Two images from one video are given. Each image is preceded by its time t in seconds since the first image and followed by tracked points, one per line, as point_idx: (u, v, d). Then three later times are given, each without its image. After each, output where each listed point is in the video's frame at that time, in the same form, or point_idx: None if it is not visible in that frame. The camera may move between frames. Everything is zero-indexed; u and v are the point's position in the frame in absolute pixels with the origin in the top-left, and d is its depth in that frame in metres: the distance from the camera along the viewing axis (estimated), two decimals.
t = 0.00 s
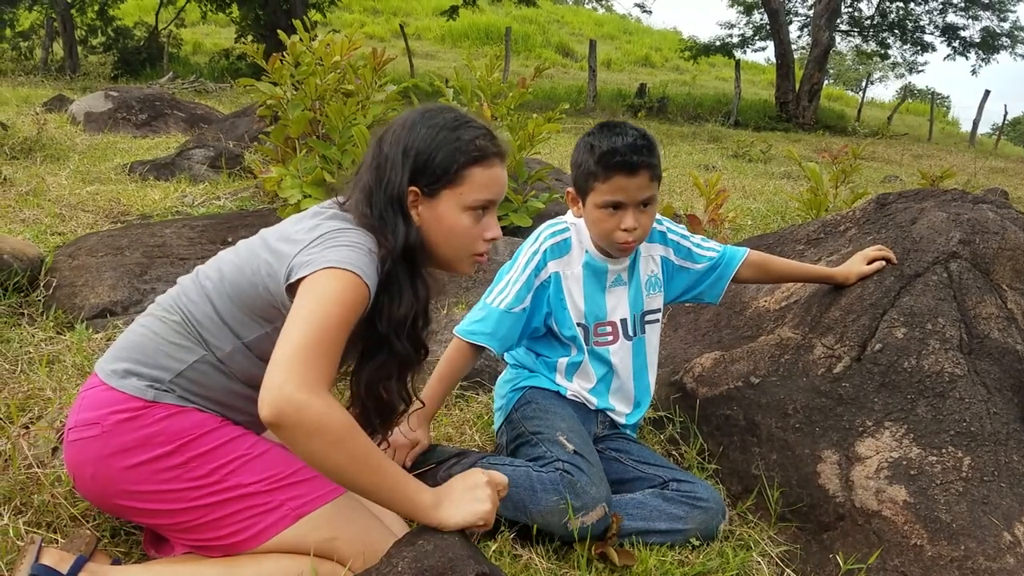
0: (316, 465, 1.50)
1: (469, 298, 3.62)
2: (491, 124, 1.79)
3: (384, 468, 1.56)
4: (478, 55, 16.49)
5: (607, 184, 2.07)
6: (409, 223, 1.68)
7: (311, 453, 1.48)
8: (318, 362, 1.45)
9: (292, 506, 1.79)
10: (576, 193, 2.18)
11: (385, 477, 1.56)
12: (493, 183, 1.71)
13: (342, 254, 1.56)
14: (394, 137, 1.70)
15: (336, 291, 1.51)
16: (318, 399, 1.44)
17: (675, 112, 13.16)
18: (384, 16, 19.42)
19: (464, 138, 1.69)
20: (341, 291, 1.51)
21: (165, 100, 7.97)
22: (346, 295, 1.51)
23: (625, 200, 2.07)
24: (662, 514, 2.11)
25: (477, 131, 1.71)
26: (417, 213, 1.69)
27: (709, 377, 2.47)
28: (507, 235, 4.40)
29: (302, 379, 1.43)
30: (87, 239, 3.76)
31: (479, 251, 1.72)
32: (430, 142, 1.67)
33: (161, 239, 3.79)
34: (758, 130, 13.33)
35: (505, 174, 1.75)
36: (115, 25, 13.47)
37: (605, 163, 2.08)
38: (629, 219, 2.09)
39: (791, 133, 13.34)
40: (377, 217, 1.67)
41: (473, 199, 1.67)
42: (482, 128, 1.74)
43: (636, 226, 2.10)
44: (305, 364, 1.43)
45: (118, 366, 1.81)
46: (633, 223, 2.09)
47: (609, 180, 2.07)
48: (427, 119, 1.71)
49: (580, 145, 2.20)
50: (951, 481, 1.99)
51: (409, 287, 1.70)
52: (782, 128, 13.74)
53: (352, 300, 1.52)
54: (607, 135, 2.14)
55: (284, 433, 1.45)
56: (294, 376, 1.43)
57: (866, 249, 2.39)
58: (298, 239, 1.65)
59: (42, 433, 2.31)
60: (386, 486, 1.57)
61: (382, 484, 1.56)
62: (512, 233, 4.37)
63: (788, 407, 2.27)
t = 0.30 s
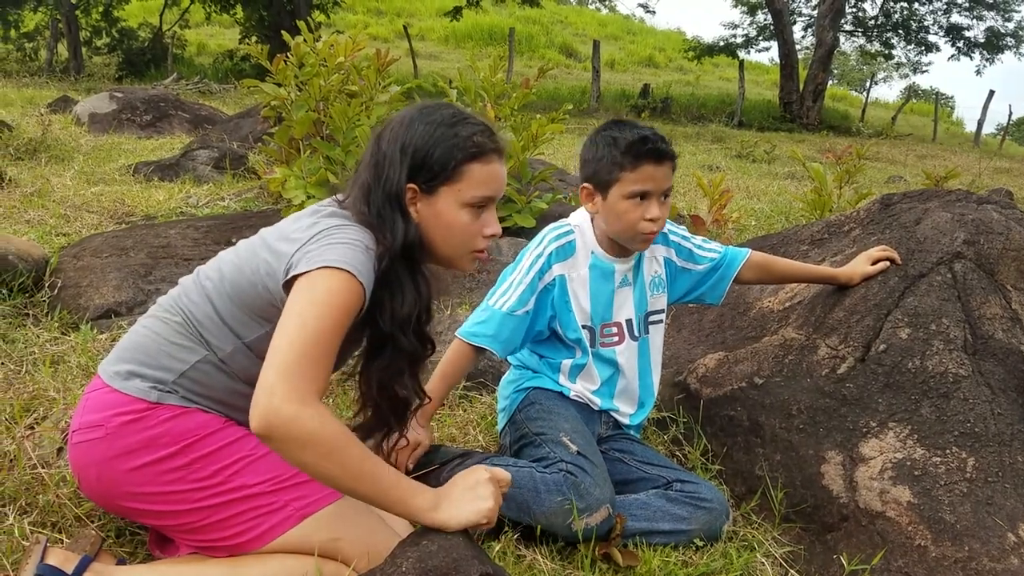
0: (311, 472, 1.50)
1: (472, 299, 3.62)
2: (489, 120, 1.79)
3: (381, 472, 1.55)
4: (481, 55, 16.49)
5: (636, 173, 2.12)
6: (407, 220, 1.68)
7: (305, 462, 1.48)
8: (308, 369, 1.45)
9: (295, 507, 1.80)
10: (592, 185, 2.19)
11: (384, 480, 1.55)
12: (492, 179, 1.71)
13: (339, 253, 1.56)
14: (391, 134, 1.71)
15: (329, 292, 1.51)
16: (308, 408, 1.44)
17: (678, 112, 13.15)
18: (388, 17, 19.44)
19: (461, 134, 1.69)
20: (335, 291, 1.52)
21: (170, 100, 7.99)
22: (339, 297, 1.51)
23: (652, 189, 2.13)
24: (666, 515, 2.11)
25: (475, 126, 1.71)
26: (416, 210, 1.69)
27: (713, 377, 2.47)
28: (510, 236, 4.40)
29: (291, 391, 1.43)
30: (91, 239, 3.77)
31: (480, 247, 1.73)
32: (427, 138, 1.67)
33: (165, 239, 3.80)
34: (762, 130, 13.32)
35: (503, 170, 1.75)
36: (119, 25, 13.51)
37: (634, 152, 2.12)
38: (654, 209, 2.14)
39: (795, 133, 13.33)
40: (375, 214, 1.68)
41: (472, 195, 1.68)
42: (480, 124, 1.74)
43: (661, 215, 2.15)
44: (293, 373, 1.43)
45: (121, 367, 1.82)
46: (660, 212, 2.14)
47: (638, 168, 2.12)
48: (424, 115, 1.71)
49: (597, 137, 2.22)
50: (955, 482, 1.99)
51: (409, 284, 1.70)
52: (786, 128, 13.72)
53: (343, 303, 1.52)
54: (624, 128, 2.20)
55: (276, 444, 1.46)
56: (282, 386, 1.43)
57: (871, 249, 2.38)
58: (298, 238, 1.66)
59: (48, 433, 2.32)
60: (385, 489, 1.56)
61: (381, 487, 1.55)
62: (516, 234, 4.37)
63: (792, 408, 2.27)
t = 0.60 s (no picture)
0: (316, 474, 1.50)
1: (475, 300, 3.62)
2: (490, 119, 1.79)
3: (386, 473, 1.55)
4: (485, 57, 16.49)
5: (653, 166, 2.17)
6: (407, 219, 1.69)
7: (310, 463, 1.48)
8: (313, 371, 1.45)
9: (299, 508, 1.80)
10: (605, 177, 2.23)
11: (389, 481, 1.55)
12: (492, 178, 1.71)
13: (339, 254, 1.56)
14: (391, 133, 1.71)
15: (331, 293, 1.51)
16: (313, 409, 1.44)
17: (682, 113, 13.14)
18: (391, 19, 19.46)
19: (461, 132, 1.68)
20: (337, 292, 1.52)
21: (173, 102, 8.01)
22: (342, 298, 1.52)
23: (667, 183, 2.19)
24: (670, 516, 2.11)
25: (475, 124, 1.71)
26: (416, 209, 1.69)
27: (717, 379, 2.47)
28: (513, 237, 4.40)
29: (296, 393, 1.43)
30: (96, 241, 3.78)
31: (480, 246, 1.73)
32: (427, 137, 1.67)
33: (169, 240, 3.81)
34: (766, 131, 13.30)
35: (503, 168, 1.75)
36: (123, 27, 13.55)
37: (651, 146, 2.19)
38: (667, 203, 2.19)
39: (799, 134, 13.32)
40: (375, 213, 1.68)
41: (472, 194, 1.68)
42: (479, 121, 1.73)
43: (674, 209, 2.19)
44: (298, 374, 1.44)
45: (124, 369, 1.82)
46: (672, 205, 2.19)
47: (654, 162, 2.18)
48: (424, 113, 1.71)
49: (610, 134, 2.28)
50: (959, 484, 1.99)
51: (409, 282, 1.70)
52: (790, 129, 13.71)
53: (346, 304, 1.52)
54: (635, 126, 2.26)
55: (281, 446, 1.46)
56: (288, 387, 1.43)
57: (874, 250, 2.38)
58: (300, 239, 1.66)
59: (52, 434, 2.32)
60: (390, 490, 1.56)
61: (386, 488, 1.55)
62: (519, 235, 4.37)
63: (796, 409, 2.26)
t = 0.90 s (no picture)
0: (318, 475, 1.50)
1: (479, 301, 3.62)
2: (491, 120, 1.80)
3: (388, 474, 1.55)
4: (488, 58, 16.51)
5: (655, 165, 2.18)
6: (412, 221, 1.68)
7: (312, 465, 1.48)
8: (314, 372, 1.45)
9: (303, 508, 1.80)
10: (608, 178, 2.23)
11: (392, 482, 1.56)
12: (495, 178, 1.72)
13: (342, 255, 1.57)
14: (394, 135, 1.71)
15: (334, 296, 1.52)
16: (315, 411, 1.44)
17: (685, 114, 13.14)
18: (394, 20, 19.48)
19: (464, 133, 1.69)
20: (341, 295, 1.52)
21: (177, 103, 8.03)
22: (345, 300, 1.52)
23: (670, 182, 2.19)
24: (673, 516, 2.11)
25: (477, 125, 1.72)
26: (420, 211, 1.70)
27: (720, 380, 2.47)
28: (516, 238, 4.40)
29: (297, 394, 1.43)
30: (100, 241, 3.79)
31: (484, 246, 1.73)
32: (431, 138, 1.68)
33: (173, 241, 3.82)
34: (769, 132, 13.30)
35: (506, 169, 1.76)
36: (127, 29, 13.59)
37: (653, 145, 2.19)
38: (670, 202, 2.19)
39: (802, 134, 13.32)
40: (379, 216, 1.68)
41: (476, 194, 1.69)
42: (481, 122, 1.74)
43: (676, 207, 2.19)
44: (300, 375, 1.44)
45: (128, 370, 1.83)
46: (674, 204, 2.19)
47: (656, 160, 2.18)
48: (426, 115, 1.71)
49: (611, 134, 2.29)
50: (963, 484, 1.99)
51: (413, 285, 1.70)
52: (793, 130, 13.70)
53: (348, 306, 1.52)
54: (636, 127, 2.27)
55: (283, 448, 1.46)
56: (289, 388, 1.43)
57: (878, 251, 2.38)
58: (303, 239, 1.66)
59: (56, 435, 2.33)
60: (392, 491, 1.56)
61: (389, 489, 1.55)
62: (522, 235, 4.37)
63: (800, 410, 2.26)
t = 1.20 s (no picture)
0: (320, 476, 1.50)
1: (481, 302, 3.63)
2: (494, 120, 1.79)
3: (390, 474, 1.55)
4: (491, 59, 16.52)
5: (657, 165, 2.17)
6: (416, 222, 1.68)
7: (313, 466, 1.48)
8: (316, 373, 1.46)
9: (306, 509, 1.80)
10: (610, 178, 2.23)
11: (394, 482, 1.56)
12: (498, 179, 1.71)
13: (345, 257, 1.57)
14: (396, 136, 1.71)
15: (337, 297, 1.52)
16: (317, 411, 1.45)
17: (687, 115, 13.14)
18: (396, 21, 19.49)
19: (467, 134, 1.69)
20: (344, 296, 1.52)
21: (180, 104, 8.04)
22: (347, 302, 1.52)
23: (671, 181, 2.19)
24: (676, 518, 2.11)
25: (480, 126, 1.72)
26: (423, 212, 1.70)
27: (723, 381, 2.47)
28: (519, 239, 4.40)
29: (298, 396, 1.44)
30: (102, 243, 3.79)
31: (487, 246, 1.74)
32: (434, 139, 1.67)
33: (176, 242, 3.82)
34: (772, 133, 13.29)
35: (508, 169, 1.75)
36: (130, 30, 13.62)
37: (656, 145, 2.19)
38: (672, 201, 2.18)
39: (805, 135, 13.31)
40: (382, 217, 1.68)
41: (480, 195, 1.69)
42: (484, 122, 1.74)
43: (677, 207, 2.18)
44: (301, 376, 1.44)
45: (132, 370, 1.83)
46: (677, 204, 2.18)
47: (659, 160, 2.18)
48: (429, 115, 1.71)
49: (614, 135, 2.29)
50: (967, 486, 1.99)
51: (416, 286, 1.70)
52: (796, 131, 13.68)
53: (351, 308, 1.52)
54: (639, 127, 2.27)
55: (285, 449, 1.46)
56: (291, 389, 1.43)
57: (881, 252, 2.38)
58: (306, 239, 1.66)
59: (60, 436, 2.33)
60: (395, 491, 1.56)
61: (391, 490, 1.56)
62: (524, 236, 4.37)
63: (803, 411, 2.26)
